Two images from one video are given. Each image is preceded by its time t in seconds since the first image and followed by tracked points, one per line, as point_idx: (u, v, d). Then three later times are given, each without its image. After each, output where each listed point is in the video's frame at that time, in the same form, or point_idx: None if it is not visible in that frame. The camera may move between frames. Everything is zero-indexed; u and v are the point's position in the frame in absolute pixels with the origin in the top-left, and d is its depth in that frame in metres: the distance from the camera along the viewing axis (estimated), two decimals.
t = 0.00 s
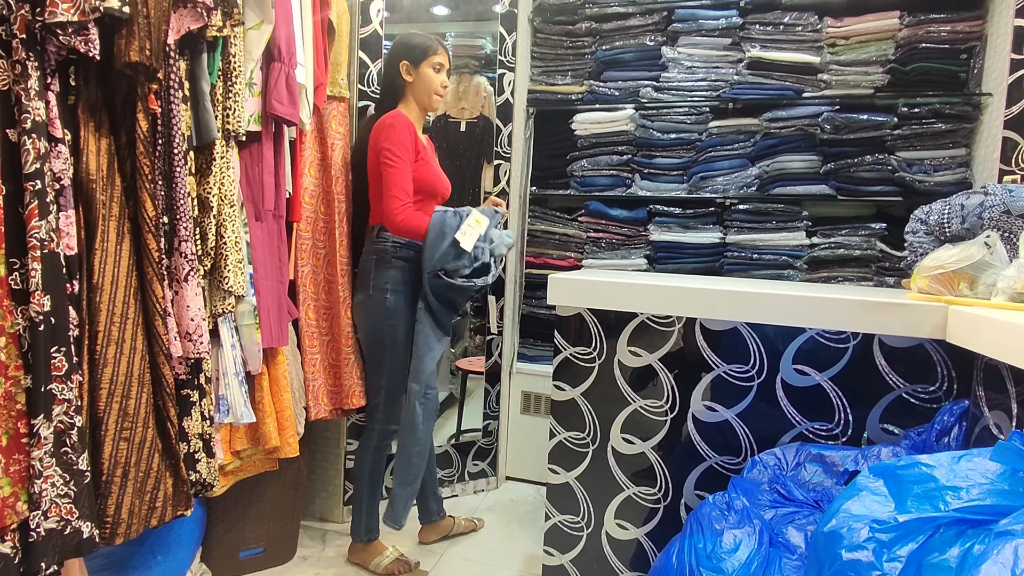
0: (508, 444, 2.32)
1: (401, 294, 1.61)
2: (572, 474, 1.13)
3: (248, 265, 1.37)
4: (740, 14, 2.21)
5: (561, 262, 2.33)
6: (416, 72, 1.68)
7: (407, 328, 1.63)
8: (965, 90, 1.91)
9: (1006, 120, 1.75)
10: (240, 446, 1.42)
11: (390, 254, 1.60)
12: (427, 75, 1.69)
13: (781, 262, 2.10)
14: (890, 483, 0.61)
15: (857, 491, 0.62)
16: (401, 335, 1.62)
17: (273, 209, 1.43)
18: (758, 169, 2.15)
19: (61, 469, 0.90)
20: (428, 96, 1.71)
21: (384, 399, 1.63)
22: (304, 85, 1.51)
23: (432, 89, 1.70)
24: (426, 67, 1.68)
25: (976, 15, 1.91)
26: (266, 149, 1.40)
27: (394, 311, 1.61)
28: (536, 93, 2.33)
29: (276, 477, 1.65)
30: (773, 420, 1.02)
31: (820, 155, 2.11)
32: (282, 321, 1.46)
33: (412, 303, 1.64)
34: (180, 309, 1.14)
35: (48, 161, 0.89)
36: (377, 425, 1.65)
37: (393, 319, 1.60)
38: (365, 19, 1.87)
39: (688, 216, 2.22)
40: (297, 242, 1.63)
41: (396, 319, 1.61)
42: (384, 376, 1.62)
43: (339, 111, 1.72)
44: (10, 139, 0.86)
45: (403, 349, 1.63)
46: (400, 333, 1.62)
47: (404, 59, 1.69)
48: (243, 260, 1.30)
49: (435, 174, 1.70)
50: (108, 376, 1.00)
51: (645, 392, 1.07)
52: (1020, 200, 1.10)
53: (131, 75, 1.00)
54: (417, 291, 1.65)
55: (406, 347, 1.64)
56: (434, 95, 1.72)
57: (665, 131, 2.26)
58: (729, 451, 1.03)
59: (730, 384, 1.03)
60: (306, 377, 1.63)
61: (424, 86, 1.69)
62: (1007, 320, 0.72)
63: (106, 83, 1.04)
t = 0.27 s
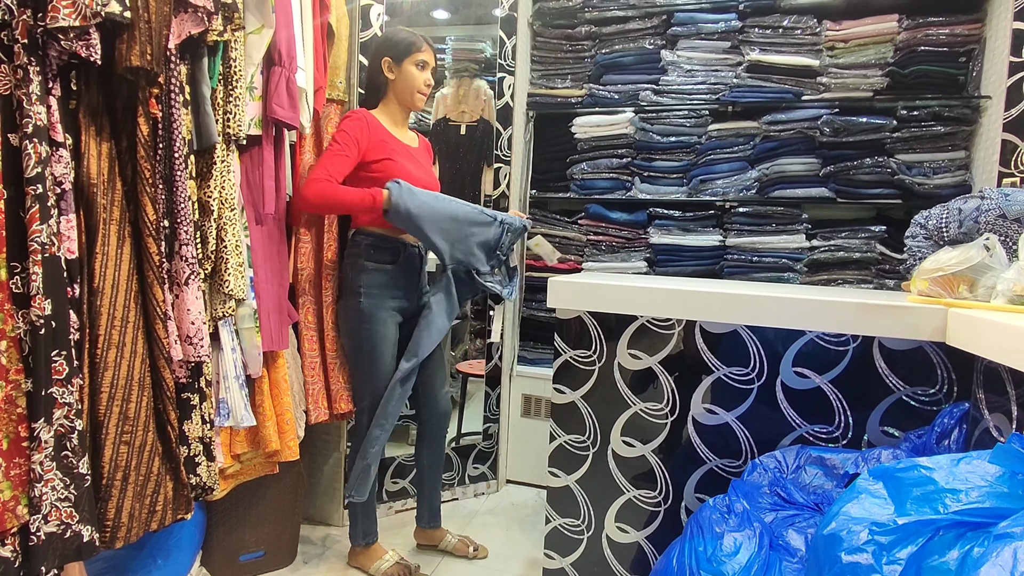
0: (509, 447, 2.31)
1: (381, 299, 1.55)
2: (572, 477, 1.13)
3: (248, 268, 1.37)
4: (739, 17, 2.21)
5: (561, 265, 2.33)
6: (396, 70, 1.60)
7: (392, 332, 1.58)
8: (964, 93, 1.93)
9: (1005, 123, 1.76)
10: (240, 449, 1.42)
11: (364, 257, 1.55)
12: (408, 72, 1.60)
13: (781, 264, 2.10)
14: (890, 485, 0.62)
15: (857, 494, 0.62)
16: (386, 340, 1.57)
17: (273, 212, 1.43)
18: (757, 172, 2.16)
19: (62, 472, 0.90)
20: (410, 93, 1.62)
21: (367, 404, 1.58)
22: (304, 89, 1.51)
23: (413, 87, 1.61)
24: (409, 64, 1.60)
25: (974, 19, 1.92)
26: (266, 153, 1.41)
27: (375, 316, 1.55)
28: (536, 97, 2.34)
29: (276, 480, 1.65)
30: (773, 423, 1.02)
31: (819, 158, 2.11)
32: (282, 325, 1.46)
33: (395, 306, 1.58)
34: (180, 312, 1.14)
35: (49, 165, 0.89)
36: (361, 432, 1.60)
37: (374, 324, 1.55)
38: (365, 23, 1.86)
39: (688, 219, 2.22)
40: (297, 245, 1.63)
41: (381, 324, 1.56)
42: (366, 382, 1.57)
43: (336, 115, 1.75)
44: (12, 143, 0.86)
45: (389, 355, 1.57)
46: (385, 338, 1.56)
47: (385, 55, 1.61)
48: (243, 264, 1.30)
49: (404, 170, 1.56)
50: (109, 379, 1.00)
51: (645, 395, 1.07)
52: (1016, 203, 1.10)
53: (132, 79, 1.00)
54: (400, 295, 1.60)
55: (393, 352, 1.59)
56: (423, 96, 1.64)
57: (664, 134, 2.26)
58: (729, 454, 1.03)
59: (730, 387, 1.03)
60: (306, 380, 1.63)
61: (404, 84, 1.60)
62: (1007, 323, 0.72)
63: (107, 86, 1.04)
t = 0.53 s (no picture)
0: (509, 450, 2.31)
1: (376, 300, 1.55)
2: (573, 479, 1.13)
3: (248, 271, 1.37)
4: (739, 19, 2.21)
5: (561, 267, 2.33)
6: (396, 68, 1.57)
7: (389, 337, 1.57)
8: (963, 94, 1.92)
9: (1005, 125, 1.76)
10: (240, 452, 1.41)
11: (359, 259, 1.55)
12: (410, 72, 1.58)
13: (781, 266, 2.10)
14: (891, 487, 0.61)
15: (858, 495, 0.62)
16: (382, 344, 1.56)
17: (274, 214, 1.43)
18: (757, 174, 2.16)
19: (62, 474, 0.90)
20: (412, 94, 1.60)
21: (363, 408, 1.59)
22: (304, 91, 1.51)
23: (415, 87, 1.58)
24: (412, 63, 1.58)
25: (974, 20, 1.92)
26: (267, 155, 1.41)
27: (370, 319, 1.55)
28: (536, 99, 2.34)
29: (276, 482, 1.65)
30: (774, 425, 1.01)
31: (819, 159, 2.11)
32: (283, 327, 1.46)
33: (392, 309, 1.57)
34: (181, 314, 1.14)
35: (50, 167, 0.89)
36: (361, 434, 1.59)
37: (369, 327, 1.54)
38: (366, 26, 1.87)
39: (688, 221, 2.22)
40: (297, 247, 1.63)
41: (376, 328, 1.55)
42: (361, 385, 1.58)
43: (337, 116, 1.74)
44: (13, 145, 0.86)
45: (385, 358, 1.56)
46: (381, 341, 1.55)
47: (388, 54, 1.59)
48: (243, 266, 1.30)
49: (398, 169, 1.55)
50: (109, 381, 1.00)
51: (646, 396, 1.07)
52: (1017, 206, 1.09)
53: (132, 81, 1.00)
54: (397, 297, 1.57)
55: (389, 355, 1.58)
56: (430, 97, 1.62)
57: (665, 136, 2.26)
58: (730, 456, 1.03)
59: (730, 389, 1.03)
60: (306, 383, 1.63)
61: (407, 84, 1.58)
62: (1008, 324, 0.71)
63: (108, 89, 1.04)
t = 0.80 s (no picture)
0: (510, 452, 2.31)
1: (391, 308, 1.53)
2: (573, 481, 1.13)
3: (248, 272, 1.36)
4: (739, 21, 2.21)
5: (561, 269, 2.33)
6: (416, 71, 1.57)
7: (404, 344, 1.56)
8: (963, 96, 1.92)
9: (1005, 126, 1.76)
10: (240, 453, 1.41)
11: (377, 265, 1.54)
12: (429, 74, 1.57)
13: (781, 267, 2.10)
14: (893, 489, 0.61)
15: (860, 497, 0.62)
16: (397, 353, 1.55)
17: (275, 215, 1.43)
18: (757, 175, 2.16)
19: (62, 476, 0.90)
20: (432, 96, 1.58)
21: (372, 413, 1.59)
22: (304, 93, 1.51)
23: (434, 89, 1.57)
24: (431, 65, 1.57)
25: (974, 22, 1.92)
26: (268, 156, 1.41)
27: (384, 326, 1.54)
28: (536, 101, 2.34)
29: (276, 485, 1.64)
30: (775, 427, 1.01)
31: (819, 161, 2.11)
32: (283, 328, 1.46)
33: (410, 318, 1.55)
34: (181, 316, 1.14)
35: (50, 169, 0.89)
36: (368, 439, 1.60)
37: (383, 335, 1.54)
38: (366, 28, 1.89)
39: (688, 222, 2.22)
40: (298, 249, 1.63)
41: (389, 336, 1.54)
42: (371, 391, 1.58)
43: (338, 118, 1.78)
44: (14, 147, 0.86)
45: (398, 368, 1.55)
46: (396, 348, 1.54)
47: (407, 56, 1.58)
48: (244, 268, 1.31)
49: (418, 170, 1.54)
50: (109, 383, 1.00)
51: (647, 398, 1.07)
52: (1018, 207, 1.09)
53: (133, 83, 1.00)
54: (412, 305, 1.55)
55: (403, 364, 1.57)
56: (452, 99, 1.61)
57: (664, 138, 2.26)
58: (731, 458, 1.03)
59: (731, 390, 1.03)
60: (306, 385, 1.62)
61: (426, 87, 1.57)
62: (1008, 325, 0.71)
63: (108, 91, 1.04)
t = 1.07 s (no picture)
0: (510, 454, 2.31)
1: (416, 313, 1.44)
2: (574, 484, 1.13)
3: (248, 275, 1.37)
4: (738, 24, 2.21)
5: (562, 271, 2.33)
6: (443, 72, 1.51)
7: (431, 353, 1.44)
8: (962, 98, 1.93)
9: (1005, 128, 1.76)
10: (240, 457, 1.41)
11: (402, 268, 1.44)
12: (454, 72, 1.50)
13: (781, 270, 2.10)
14: (893, 491, 0.61)
15: (859, 500, 0.62)
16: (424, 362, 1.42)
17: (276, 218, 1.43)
18: (757, 177, 2.16)
19: (62, 480, 0.90)
20: (456, 97, 1.52)
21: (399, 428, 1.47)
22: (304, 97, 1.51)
23: (460, 87, 1.50)
24: (456, 63, 1.51)
25: (972, 25, 1.92)
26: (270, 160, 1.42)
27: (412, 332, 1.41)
28: (536, 104, 2.34)
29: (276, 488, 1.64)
30: (775, 429, 1.01)
31: (819, 163, 2.11)
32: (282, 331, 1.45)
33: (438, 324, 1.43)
34: (181, 319, 1.14)
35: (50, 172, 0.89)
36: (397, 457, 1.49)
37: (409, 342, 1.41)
38: (366, 31, 1.88)
39: (688, 225, 2.22)
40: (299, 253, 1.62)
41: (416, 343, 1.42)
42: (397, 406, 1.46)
43: (339, 121, 1.73)
44: (14, 151, 0.87)
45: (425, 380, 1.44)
46: (421, 357, 1.42)
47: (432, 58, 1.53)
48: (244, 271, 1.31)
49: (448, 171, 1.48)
50: (109, 386, 1.00)
51: (647, 401, 1.07)
52: (1017, 210, 1.10)
53: (133, 87, 1.01)
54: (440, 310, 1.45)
55: (430, 373, 1.45)
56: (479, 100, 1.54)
57: (664, 140, 2.26)
58: (731, 460, 1.03)
59: (730, 393, 1.03)
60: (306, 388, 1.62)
61: (450, 86, 1.50)
62: (1007, 327, 0.72)
63: (108, 95, 1.04)
